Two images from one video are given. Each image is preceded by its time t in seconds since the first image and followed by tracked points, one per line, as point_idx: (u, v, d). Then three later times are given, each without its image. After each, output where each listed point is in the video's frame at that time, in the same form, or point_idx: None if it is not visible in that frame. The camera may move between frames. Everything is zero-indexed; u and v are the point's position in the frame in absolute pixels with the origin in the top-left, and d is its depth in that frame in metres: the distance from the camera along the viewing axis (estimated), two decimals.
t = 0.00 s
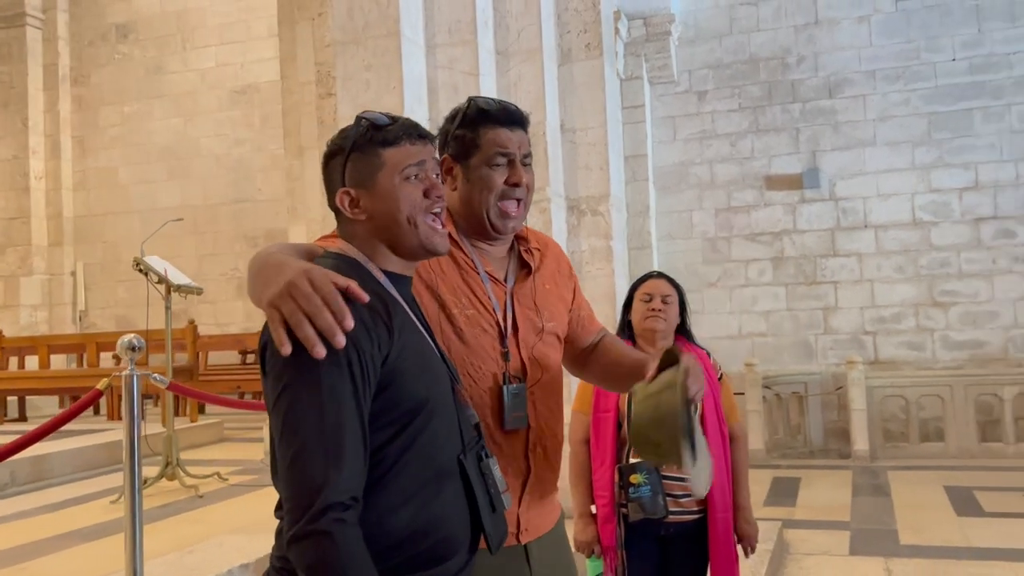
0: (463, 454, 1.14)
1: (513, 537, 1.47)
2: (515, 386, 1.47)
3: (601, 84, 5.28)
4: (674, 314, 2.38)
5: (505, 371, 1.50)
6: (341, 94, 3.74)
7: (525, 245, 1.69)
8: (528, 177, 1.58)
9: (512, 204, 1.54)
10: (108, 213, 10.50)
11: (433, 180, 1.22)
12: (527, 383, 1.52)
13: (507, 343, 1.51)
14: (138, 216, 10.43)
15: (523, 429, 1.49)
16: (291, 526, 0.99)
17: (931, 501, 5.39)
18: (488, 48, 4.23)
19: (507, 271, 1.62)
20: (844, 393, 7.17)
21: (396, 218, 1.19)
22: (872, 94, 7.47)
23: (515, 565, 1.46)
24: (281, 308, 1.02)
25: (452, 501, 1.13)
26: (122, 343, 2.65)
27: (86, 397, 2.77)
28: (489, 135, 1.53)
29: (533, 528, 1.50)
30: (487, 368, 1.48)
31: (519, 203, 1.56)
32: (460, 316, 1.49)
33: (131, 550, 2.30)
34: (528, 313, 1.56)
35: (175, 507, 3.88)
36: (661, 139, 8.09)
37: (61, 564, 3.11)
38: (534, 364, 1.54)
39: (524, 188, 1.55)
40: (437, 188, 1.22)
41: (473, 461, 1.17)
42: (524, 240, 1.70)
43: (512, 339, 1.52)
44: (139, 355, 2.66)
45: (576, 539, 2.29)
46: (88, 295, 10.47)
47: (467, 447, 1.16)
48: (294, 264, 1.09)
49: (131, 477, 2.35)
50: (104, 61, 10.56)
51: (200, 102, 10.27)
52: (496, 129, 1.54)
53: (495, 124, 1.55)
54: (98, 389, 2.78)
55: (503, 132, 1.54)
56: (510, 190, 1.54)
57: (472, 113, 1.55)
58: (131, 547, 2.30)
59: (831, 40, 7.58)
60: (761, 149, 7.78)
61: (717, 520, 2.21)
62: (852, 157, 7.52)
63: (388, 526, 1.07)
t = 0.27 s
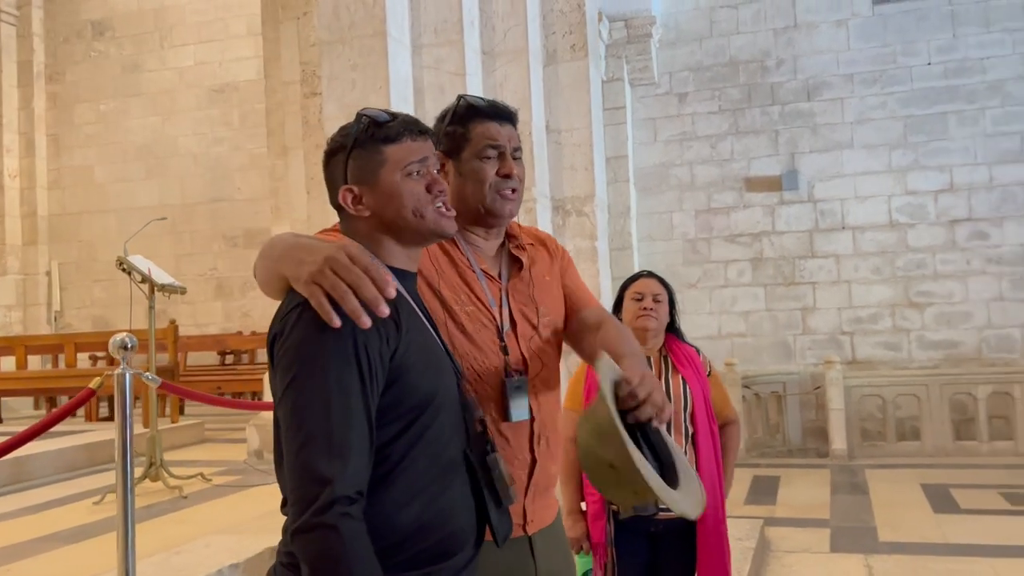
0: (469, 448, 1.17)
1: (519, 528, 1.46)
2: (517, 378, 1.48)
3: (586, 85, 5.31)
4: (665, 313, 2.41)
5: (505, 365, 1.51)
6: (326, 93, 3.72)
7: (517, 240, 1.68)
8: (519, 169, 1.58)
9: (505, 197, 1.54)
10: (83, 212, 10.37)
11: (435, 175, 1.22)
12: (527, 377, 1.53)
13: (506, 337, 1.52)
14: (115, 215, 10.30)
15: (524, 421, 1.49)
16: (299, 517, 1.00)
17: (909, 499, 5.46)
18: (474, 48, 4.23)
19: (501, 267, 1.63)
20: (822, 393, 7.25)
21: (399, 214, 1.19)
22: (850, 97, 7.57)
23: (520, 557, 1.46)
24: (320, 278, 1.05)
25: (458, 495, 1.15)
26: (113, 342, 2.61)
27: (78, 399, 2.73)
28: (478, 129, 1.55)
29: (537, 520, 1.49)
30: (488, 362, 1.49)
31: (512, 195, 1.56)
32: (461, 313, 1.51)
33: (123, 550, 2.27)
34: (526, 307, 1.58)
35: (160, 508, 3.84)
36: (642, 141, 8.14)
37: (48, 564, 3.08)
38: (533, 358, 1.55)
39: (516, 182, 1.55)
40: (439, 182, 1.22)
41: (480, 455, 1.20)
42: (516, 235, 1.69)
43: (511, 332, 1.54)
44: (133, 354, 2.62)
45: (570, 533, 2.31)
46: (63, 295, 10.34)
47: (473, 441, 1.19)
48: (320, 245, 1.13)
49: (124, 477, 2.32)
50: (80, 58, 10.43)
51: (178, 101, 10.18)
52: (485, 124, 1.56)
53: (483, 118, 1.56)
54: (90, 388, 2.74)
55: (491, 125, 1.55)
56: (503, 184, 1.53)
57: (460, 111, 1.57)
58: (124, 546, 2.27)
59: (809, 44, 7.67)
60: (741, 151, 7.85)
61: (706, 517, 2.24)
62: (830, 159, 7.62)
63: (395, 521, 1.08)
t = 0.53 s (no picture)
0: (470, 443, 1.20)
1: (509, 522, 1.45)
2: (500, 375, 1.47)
3: (573, 86, 5.33)
4: (655, 312, 2.44)
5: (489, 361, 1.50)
6: (313, 90, 3.71)
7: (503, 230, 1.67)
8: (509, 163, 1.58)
9: (496, 192, 1.54)
10: (62, 207, 10.24)
11: (434, 170, 1.22)
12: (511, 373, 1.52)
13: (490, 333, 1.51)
14: (93, 211, 10.17)
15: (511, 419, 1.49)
16: (300, 510, 1.02)
17: (887, 498, 5.53)
18: (462, 47, 4.23)
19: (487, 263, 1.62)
20: (802, 393, 7.32)
21: (399, 210, 1.20)
22: (831, 101, 7.65)
23: (512, 550, 1.44)
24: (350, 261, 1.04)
25: (459, 489, 1.17)
26: (102, 338, 2.58)
27: (65, 394, 2.70)
28: (467, 125, 1.54)
29: (528, 511, 1.50)
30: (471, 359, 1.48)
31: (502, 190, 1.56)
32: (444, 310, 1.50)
33: (110, 546, 2.23)
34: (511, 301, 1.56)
35: (143, 505, 3.81)
36: (625, 141, 8.18)
37: (32, 561, 3.04)
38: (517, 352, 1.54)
39: (506, 178, 1.55)
40: (438, 177, 1.22)
41: (479, 449, 1.22)
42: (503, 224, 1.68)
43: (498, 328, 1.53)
44: (122, 349, 2.60)
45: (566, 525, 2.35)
46: (40, 291, 10.20)
47: (473, 437, 1.21)
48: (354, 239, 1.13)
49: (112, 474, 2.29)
50: (59, 52, 10.30)
51: (159, 96, 10.08)
52: (475, 119, 1.55)
53: (473, 113, 1.55)
54: (78, 383, 2.72)
55: (481, 121, 1.54)
56: (493, 180, 1.53)
57: (450, 106, 1.56)
58: (111, 542, 2.24)
59: (792, 47, 7.74)
60: (723, 153, 7.91)
61: (697, 512, 2.28)
62: (811, 162, 7.69)
63: (397, 514, 1.09)
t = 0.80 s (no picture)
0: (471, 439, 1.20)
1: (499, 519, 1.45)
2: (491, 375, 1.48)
3: (565, 85, 5.35)
4: (648, 314, 2.46)
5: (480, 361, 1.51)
6: (306, 86, 3.70)
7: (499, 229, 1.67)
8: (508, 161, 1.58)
9: (496, 192, 1.54)
10: (47, 201, 10.15)
11: (439, 169, 1.22)
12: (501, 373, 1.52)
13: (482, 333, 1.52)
14: (79, 205, 10.08)
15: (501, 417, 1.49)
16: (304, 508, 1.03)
17: (871, 499, 5.57)
18: (455, 45, 4.22)
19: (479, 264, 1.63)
20: (788, 394, 7.36)
21: (403, 208, 1.19)
22: (819, 104, 7.70)
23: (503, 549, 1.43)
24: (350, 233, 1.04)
25: (459, 486, 1.17)
26: (95, 332, 2.57)
27: (57, 388, 2.68)
28: (467, 121, 1.54)
29: (520, 510, 1.50)
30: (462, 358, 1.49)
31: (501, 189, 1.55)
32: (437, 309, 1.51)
33: (101, 541, 2.21)
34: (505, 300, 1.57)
35: (131, 502, 3.78)
36: (614, 142, 8.20)
37: (21, 557, 3.01)
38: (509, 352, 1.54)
39: (505, 177, 1.55)
40: (443, 176, 1.22)
41: (479, 446, 1.22)
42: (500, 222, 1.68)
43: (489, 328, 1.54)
44: (113, 343, 2.58)
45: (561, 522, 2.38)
46: (24, 286, 10.10)
47: (474, 434, 1.22)
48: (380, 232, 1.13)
49: (103, 470, 2.28)
50: (46, 45, 10.21)
51: (147, 90, 10.01)
52: (477, 117, 1.54)
53: (473, 110, 1.55)
54: (69, 377, 2.70)
55: (481, 118, 1.54)
56: (493, 180, 1.53)
57: (451, 103, 1.56)
58: (102, 537, 2.22)
59: (781, 50, 7.79)
60: (712, 155, 7.94)
61: (692, 509, 2.30)
62: (799, 164, 7.74)
63: (400, 511, 1.09)
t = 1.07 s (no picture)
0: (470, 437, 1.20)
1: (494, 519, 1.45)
2: (490, 375, 1.48)
3: (562, 85, 5.35)
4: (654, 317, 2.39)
5: (480, 361, 1.50)
6: (302, 83, 3.69)
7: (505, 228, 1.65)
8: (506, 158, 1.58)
9: (494, 189, 1.54)
10: (39, 196, 10.09)
11: (441, 167, 1.23)
12: (502, 373, 1.52)
13: (483, 333, 1.52)
14: (71, 200, 10.03)
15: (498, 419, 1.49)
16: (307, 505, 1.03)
17: (862, 500, 5.60)
18: (452, 43, 4.21)
19: (485, 262, 1.61)
20: (780, 395, 7.38)
21: (405, 205, 1.19)
22: (814, 105, 7.72)
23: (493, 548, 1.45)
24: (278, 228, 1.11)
25: (457, 485, 1.16)
26: (90, 327, 2.55)
27: (51, 383, 2.67)
28: (466, 118, 1.54)
29: (517, 512, 1.51)
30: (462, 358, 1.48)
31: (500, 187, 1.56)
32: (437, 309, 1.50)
33: (95, 537, 2.20)
34: (506, 300, 1.56)
35: (123, 498, 3.77)
36: (609, 142, 8.21)
37: (13, 552, 3.00)
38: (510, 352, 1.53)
39: (504, 173, 1.55)
40: (445, 174, 1.23)
41: (477, 444, 1.22)
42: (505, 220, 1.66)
43: (490, 329, 1.53)
44: (109, 339, 2.56)
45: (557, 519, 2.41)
46: (15, 281, 10.05)
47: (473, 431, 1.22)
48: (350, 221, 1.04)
49: (97, 466, 2.26)
50: (39, 39, 10.15)
51: (140, 86, 9.97)
52: (475, 114, 1.55)
53: (471, 107, 1.56)
54: (64, 372, 2.68)
55: (479, 114, 1.55)
56: (493, 177, 1.54)
57: (448, 100, 1.56)
58: (96, 534, 2.21)
59: (776, 51, 7.80)
60: (706, 155, 7.95)
61: (688, 512, 2.29)
62: (793, 166, 7.76)
63: (399, 509, 1.09)
